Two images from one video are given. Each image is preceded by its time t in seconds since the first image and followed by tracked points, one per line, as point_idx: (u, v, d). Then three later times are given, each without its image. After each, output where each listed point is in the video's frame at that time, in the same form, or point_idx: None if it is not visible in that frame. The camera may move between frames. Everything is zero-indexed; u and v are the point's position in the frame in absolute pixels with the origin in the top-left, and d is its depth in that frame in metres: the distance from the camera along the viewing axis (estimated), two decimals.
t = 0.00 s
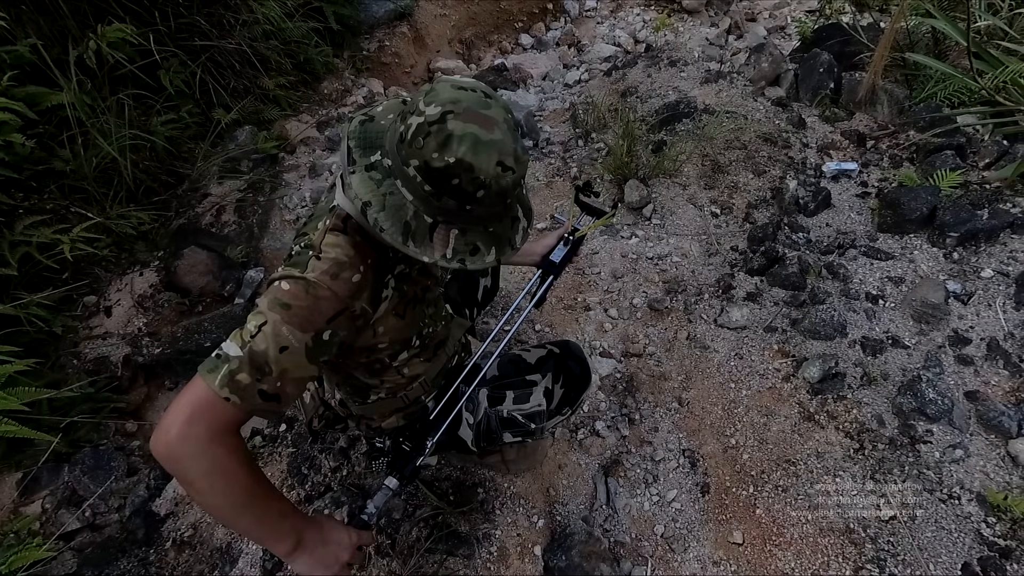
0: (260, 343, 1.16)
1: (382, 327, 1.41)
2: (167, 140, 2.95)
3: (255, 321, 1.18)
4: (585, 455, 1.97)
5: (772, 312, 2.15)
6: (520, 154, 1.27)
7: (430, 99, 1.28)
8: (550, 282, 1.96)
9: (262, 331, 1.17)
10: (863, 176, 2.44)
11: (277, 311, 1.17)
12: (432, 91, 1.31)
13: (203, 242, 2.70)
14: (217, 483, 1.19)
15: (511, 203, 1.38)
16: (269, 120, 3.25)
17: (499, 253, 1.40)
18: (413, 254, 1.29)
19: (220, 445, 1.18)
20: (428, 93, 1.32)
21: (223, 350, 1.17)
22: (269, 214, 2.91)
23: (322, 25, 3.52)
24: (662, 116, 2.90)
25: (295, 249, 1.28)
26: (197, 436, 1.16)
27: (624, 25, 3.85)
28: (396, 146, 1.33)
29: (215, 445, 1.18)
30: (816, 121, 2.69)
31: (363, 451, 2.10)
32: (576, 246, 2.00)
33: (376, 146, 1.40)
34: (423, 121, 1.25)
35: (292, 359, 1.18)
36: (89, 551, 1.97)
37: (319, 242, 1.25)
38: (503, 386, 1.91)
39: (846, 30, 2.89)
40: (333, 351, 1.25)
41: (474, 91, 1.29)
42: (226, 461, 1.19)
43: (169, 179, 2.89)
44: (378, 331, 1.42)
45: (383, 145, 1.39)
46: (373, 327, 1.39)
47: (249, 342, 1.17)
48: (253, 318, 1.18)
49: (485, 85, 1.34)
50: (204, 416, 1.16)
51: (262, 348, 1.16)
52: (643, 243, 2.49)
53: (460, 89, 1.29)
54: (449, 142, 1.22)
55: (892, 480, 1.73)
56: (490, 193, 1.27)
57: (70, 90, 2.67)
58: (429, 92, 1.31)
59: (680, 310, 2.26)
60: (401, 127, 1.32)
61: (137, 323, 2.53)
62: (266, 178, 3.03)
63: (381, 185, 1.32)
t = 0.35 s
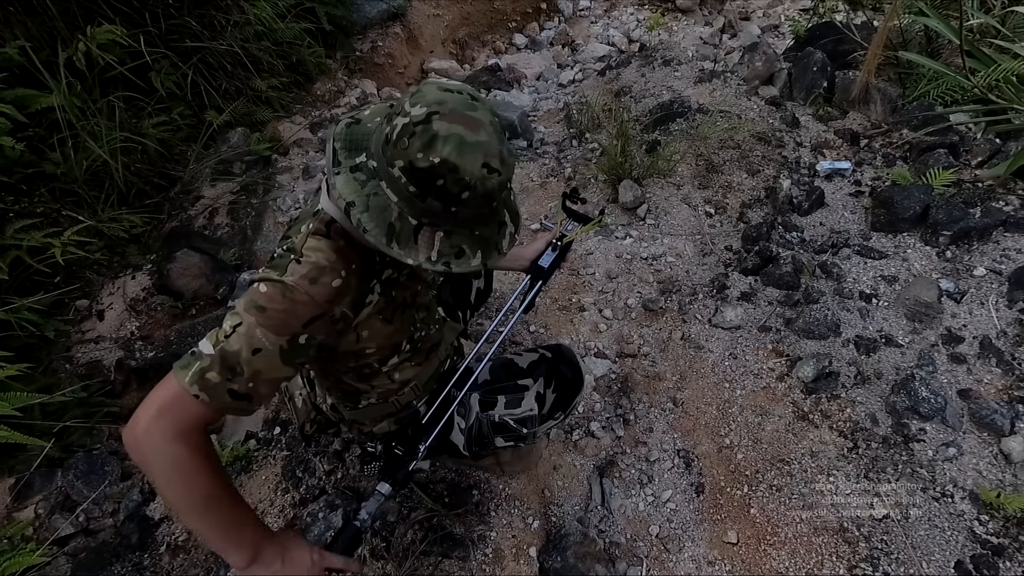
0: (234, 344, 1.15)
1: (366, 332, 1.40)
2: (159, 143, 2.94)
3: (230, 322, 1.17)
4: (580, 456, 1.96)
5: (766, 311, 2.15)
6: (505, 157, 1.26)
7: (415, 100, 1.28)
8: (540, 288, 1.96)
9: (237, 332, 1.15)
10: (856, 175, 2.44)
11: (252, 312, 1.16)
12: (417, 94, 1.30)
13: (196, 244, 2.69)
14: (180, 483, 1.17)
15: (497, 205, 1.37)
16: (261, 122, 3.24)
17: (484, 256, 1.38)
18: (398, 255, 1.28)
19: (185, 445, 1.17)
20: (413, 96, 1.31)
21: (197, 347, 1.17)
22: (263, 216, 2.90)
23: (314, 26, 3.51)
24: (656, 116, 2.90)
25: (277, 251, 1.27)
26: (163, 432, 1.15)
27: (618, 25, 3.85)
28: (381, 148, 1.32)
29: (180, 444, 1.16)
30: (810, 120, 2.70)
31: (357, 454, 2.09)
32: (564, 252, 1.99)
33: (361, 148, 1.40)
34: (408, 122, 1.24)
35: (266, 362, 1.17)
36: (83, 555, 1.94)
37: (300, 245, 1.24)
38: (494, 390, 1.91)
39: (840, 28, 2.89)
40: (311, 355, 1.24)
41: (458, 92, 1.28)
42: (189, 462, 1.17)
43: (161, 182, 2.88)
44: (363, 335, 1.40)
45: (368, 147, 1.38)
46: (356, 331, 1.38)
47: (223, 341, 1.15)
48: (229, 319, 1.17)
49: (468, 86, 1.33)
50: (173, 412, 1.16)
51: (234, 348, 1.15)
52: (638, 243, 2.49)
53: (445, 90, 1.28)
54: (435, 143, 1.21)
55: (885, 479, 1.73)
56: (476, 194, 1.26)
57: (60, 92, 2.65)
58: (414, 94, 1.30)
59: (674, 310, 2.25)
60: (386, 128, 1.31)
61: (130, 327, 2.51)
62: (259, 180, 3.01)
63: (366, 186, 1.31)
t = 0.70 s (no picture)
0: (241, 346, 1.12)
1: (365, 333, 1.39)
2: (157, 139, 2.93)
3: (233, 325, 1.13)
4: (577, 455, 1.96)
5: (765, 312, 2.14)
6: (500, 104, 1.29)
7: (414, 101, 1.19)
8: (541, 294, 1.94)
9: (242, 335, 1.12)
10: (856, 174, 2.43)
11: (260, 315, 1.13)
12: (402, 92, 1.20)
13: (194, 242, 2.67)
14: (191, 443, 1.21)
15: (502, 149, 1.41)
16: (259, 118, 3.22)
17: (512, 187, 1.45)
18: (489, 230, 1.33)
19: (189, 427, 1.17)
20: (397, 96, 1.21)
21: (193, 345, 1.11)
22: (261, 212, 2.90)
23: (312, 22, 3.49)
24: (655, 114, 2.89)
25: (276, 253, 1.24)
26: (171, 424, 1.14)
27: (618, 22, 3.83)
28: (408, 161, 1.23)
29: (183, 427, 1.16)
30: (810, 119, 2.68)
31: (355, 452, 2.08)
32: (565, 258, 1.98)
33: (374, 172, 1.24)
34: (433, 125, 1.19)
35: (275, 365, 1.16)
36: (80, 551, 1.93)
37: (303, 244, 1.22)
38: (495, 394, 1.88)
39: (841, 27, 2.87)
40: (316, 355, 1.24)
41: (436, 68, 1.22)
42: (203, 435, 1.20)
43: (159, 178, 2.86)
44: (362, 337, 1.39)
45: (375, 165, 1.24)
46: (356, 332, 1.37)
47: (228, 343, 1.12)
48: (234, 318, 1.13)
49: (422, 57, 1.26)
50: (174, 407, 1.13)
51: (242, 349, 1.12)
52: (636, 242, 2.48)
53: (429, 76, 1.21)
54: (473, 127, 1.20)
55: (883, 481, 1.72)
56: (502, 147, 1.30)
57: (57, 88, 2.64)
58: (400, 94, 1.20)
59: (673, 310, 2.24)
60: (400, 140, 1.22)
61: (128, 323, 2.50)
62: (257, 177, 3.00)
63: (425, 204, 1.24)
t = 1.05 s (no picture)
0: (320, 344, 1.21)
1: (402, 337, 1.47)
2: (151, 140, 2.90)
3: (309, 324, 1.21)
4: (576, 454, 1.96)
5: (762, 309, 2.15)
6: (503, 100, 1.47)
7: (448, 103, 1.33)
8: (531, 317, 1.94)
9: (321, 333, 1.21)
10: (852, 171, 2.44)
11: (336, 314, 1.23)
12: (435, 99, 1.34)
13: (189, 242, 2.66)
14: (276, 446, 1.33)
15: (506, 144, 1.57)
16: (254, 118, 3.20)
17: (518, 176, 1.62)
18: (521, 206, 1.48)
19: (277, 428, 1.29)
20: (431, 103, 1.34)
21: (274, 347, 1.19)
22: (257, 213, 2.89)
23: (307, 21, 3.47)
24: (651, 112, 2.89)
25: (328, 254, 1.31)
26: (258, 426, 1.26)
27: (613, 20, 3.84)
28: (449, 155, 1.35)
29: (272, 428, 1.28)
30: (805, 117, 2.69)
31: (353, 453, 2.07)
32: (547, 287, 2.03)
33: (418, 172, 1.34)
34: (468, 120, 1.34)
35: (349, 356, 1.26)
36: (78, 556, 1.92)
37: (359, 244, 1.31)
38: (479, 402, 1.81)
39: (836, 23, 2.87)
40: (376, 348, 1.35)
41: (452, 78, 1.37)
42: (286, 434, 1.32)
43: (154, 179, 2.84)
44: (399, 340, 1.46)
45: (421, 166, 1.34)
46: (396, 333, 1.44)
47: (307, 344, 1.19)
48: (309, 320, 1.21)
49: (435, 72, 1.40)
50: (262, 407, 1.24)
51: (323, 348, 1.21)
52: (634, 240, 2.48)
53: (451, 83, 1.35)
54: (499, 117, 1.37)
55: (881, 477, 1.73)
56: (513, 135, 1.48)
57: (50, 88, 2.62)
58: (433, 101, 1.34)
59: (670, 308, 2.25)
60: (441, 139, 1.35)
61: (123, 325, 2.48)
62: (253, 177, 2.99)
63: (470, 188, 1.36)
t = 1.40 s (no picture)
0: (222, 209, 1.01)
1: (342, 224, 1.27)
2: (151, 138, 2.89)
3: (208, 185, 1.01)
4: (575, 453, 1.96)
5: (761, 309, 2.15)
6: None
7: None
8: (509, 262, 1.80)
9: (223, 194, 1.01)
10: (851, 172, 2.44)
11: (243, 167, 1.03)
12: None
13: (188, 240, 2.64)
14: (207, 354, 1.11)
15: None
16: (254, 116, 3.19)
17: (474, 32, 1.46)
18: (484, 58, 1.34)
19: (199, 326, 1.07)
20: None
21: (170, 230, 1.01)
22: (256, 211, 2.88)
23: (307, 21, 3.51)
24: (650, 113, 2.89)
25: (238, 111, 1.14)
26: (176, 325, 1.05)
27: (612, 20, 3.84)
28: None
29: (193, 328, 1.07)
30: (804, 117, 2.70)
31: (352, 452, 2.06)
32: (533, 248, 1.75)
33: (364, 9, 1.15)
34: None
35: (264, 225, 1.06)
36: (75, 553, 1.91)
37: (274, 93, 1.15)
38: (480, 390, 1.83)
39: (834, 24, 2.88)
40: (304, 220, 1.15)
41: None
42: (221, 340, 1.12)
43: (153, 177, 2.82)
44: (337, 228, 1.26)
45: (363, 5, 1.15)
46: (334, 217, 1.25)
47: (208, 210, 1.01)
48: (208, 182, 1.01)
49: None
50: (174, 304, 1.04)
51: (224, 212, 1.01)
52: (633, 240, 2.48)
53: None
54: None
55: (880, 478, 1.73)
56: None
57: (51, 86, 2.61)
58: None
59: (669, 308, 2.25)
60: None
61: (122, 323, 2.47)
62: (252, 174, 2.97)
63: (428, 28, 1.20)
